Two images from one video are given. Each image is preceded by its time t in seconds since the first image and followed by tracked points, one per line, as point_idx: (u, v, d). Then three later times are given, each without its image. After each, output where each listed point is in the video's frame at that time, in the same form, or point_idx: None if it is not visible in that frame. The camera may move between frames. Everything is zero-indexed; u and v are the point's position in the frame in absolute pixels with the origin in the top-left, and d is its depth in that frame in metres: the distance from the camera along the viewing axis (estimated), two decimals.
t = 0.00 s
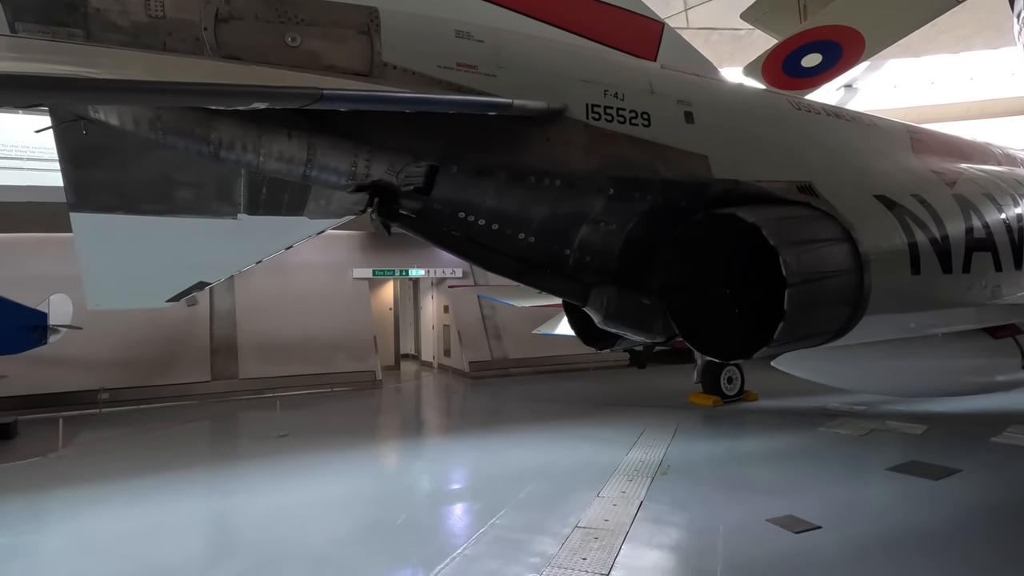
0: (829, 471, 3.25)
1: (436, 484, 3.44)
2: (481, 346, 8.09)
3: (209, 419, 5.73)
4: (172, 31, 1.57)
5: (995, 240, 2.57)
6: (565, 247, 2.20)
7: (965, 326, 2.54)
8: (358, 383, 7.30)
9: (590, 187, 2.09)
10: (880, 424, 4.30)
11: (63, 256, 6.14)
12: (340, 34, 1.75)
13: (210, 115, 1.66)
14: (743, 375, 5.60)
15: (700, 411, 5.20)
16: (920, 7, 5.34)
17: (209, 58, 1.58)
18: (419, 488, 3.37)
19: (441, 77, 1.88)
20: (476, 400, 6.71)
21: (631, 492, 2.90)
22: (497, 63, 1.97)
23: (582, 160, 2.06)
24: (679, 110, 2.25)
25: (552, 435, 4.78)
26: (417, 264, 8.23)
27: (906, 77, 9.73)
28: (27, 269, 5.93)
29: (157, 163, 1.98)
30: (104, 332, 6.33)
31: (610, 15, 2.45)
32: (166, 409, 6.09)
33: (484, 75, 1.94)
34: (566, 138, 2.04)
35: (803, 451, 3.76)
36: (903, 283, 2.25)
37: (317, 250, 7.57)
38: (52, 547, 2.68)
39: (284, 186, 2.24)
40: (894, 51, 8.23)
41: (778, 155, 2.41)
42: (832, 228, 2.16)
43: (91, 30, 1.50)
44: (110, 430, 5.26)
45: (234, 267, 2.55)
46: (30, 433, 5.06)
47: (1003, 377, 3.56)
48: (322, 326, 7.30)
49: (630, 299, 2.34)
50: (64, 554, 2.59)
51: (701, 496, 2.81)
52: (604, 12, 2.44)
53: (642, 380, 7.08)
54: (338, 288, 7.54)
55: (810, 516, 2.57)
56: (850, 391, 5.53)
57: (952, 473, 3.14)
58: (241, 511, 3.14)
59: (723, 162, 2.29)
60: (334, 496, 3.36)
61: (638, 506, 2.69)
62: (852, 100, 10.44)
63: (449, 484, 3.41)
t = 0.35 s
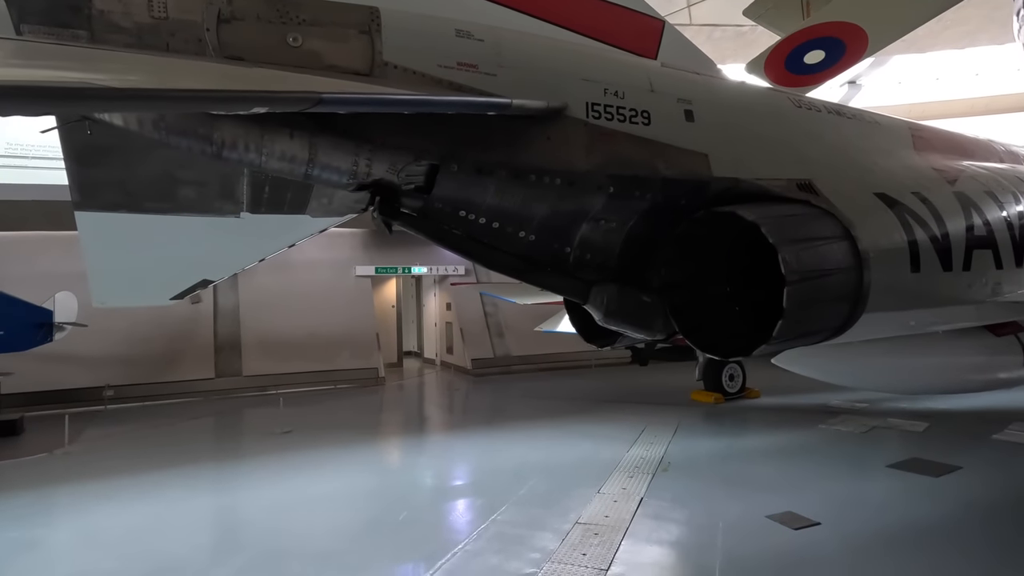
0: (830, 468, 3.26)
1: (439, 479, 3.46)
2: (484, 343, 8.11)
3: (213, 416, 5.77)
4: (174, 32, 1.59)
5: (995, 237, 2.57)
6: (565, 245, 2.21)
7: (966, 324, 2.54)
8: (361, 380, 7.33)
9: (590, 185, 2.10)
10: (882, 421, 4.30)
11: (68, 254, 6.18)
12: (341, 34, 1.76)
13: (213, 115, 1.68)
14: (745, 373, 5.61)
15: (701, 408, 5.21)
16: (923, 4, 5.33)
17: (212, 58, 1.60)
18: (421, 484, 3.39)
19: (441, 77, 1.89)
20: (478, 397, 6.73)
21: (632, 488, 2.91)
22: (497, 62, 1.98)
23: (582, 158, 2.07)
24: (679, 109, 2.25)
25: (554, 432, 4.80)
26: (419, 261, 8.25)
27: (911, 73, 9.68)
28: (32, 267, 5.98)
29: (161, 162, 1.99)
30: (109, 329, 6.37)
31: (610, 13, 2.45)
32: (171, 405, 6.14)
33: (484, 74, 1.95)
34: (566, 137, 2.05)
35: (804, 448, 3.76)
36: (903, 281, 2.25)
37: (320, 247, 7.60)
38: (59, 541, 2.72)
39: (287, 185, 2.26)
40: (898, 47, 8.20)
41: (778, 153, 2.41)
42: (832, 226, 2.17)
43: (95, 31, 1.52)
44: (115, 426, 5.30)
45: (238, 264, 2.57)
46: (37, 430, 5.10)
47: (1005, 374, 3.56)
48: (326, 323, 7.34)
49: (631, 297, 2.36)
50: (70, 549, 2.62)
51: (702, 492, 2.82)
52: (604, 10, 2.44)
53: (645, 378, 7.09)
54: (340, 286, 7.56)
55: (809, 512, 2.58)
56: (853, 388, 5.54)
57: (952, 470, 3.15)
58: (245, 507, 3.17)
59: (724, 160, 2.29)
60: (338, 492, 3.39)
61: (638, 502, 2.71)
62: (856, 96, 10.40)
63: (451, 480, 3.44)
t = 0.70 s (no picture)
0: (820, 463, 3.30)
1: (436, 474, 3.51)
2: (482, 340, 8.15)
3: (212, 412, 5.82)
4: (170, 36, 1.62)
5: (981, 236, 2.61)
6: (556, 243, 2.25)
7: (952, 320, 2.58)
8: (359, 377, 7.37)
9: (580, 185, 2.14)
10: (874, 418, 4.35)
11: (67, 251, 6.22)
12: (334, 37, 1.79)
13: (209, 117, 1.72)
14: (740, 370, 5.65)
15: (696, 404, 5.25)
16: (919, 2, 5.35)
17: (207, 62, 1.64)
18: (417, 479, 3.44)
19: (433, 79, 1.93)
20: (475, 394, 6.78)
21: (624, 482, 2.96)
22: (488, 64, 2.01)
23: (571, 158, 2.10)
24: (669, 109, 2.29)
25: (550, 428, 4.84)
26: (418, 259, 8.29)
27: (909, 71, 9.70)
28: (32, 264, 6.02)
29: (158, 162, 2.02)
30: (108, 326, 6.41)
31: (601, 14, 2.49)
32: (170, 401, 6.19)
33: (476, 76, 1.99)
34: (556, 137, 2.08)
35: (795, 444, 3.80)
36: (888, 279, 2.29)
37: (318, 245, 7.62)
38: (61, 534, 2.77)
39: (283, 184, 2.31)
40: (896, 44, 8.21)
41: (766, 153, 2.45)
42: (818, 225, 2.21)
43: (94, 36, 1.56)
44: (115, 422, 5.35)
45: (236, 261, 2.62)
46: (37, 426, 5.15)
47: (994, 371, 3.60)
48: (324, 320, 7.38)
49: (621, 294, 2.41)
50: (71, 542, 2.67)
51: (693, 486, 2.87)
52: (595, 12, 2.48)
53: (641, 374, 7.13)
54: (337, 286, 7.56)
55: (797, 506, 2.63)
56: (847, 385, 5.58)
57: (940, 465, 3.19)
58: (244, 500, 3.21)
59: (712, 160, 2.33)
60: (336, 486, 3.44)
61: (629, 496, 2.75)
62: (855, 94, 10.40)
63: (449, 475, 3.48)
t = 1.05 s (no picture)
0: (802, 458, 3.38)
1: (429, 469, 3.58)
2: (477, 338, 8.22)
3: (209, 408, 5.88)
4: (163, 44, 1.68)
5: (955, 236, 2.68)
6: (540, 243, 2.32)
7: (926, 319, 2.66)
8: (355, 374, 7.44)
9: (562, 187, 2.21)
10: (859, 414, 4.42)
11: (65, 249, 6.28)
12: (322, 45, 1.85)
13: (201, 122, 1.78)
14: (730, 367, 5.72)
15: (686, 401, 5.33)
16: (909, 4, 5.40)
17: (199, 69, 1.70)
18: (409, 473, 3.51)
19: (419, 85, 1.99)
20: (470, 391, 6.85)
21: (609, 476, 3.04)
22: (473, 70, 2.07)
23: (554, 161, 2.17)
24: (650, 113, 2.35)
25: (542, 424, 4.91)
26: (413, 257, 8.35)
27: (904, 70, 9.74)
28: (30, 262, 6.08)
29: (155, 164, 2.10)
30: (106, 323, 6.47)
31: (585, 20, 2.55)
32: (167, 398, 6.25)
33: (460, 82, 2.05)
34: (539, 141, 2.15)
35: (781, 439, 3.88)
36: (861, 278, 2.36)
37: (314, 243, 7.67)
38: (60, 526, 2.84)
39: (275, 186, 2.44)
40: (889, 44, 8.26)
41: (745, 155, 2.51)
42: (794, 226, 2.28)
43: (88, 44, 1.62)
44: (112, 418, 5.42)
45: (230, 260, 2.68)
46: (35, 421, 5.22)
47: (974, 368, 3.68)
48: (320, 318, 7.44)
49: (605, 293, 2.47)
50: (70, 533, 2.75)
51: (677, 480, 2.94)
52: (580, 18, 2.54)
53: (635, 371, 7.21)
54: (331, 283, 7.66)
55: (775, 499, 2.70)
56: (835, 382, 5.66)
57: (919, 460, 3.26)
58: (239, 494, 3.28)
59: (692, 162, 2.40)
60: (330, 480, 3.51)
61: (614, 489, 2.83)
62: (850, 93, 10.45)
63: (442, 469, 3.55)
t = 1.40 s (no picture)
0: (779, 451, 3.49)
1: (422, 461, 3.69)
2: (470, 335, 8.32)
3: (204, 404, 5.98)
4: (155, 55, 1.77)
5: (921, 237, 2.79)
6: (520, 244, 2.41)
7: (893, 317, 2.77)
8: (349, 370, 7.54)
9: (539, 190, 2.30)
10: (839, 409, 4.54)
11: (61, 246, 6.36)
12: (307, 54, 1.94)
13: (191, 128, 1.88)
14: (717, 363, 5.82)
15: (673, 396, 5.44)
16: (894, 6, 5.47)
17: (189, 79, 1.79)
18: (398, 466, 3.62)
19: (401, 92, 2.08)
20: (462, 387, 6.95)
21: (590, 468, 3.14)
22: (453, 78, 2.16)
23: (531, 165, 2.26)
24: (626, 118, 2.44)
25: (531, 419, 5.02)
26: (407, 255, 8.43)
27: (896, 70, 9.81)
28: (27, 259, 6.16)
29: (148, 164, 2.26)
30: (102, 320, 6.55)
31: (564, 27, 2.64)
32: (163, 394, 6.34)
33: (441, 89, 2.14)
34: (516, 146, 2.24)
35: (760, 434, 3.99)
36: (827, 277, 2.47)
37: (305, 240, 7.67)
38: (57, 514, 2.94)
39: (263, 188, 2.59)
40: (879, 44, 8.34)
41: (719, 158, 2.61)
42: (762, 228, 2.38)
43: (83, 55, 1.71)
44: (109, 413, 5.51)
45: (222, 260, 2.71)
46: (33, 416, 5.31)
47: (948, 365, 3.78)
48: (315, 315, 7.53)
49: (584, 291, 2.57)
50: (68, 521, 2.85)
51: (656, 472, 3.05)
52: (559, 25, 2.63)
53: (626, 368, 7.31)
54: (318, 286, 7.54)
55: (747, 490, 2.81)
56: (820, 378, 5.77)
57: (890, 453, 3.38)
58: (231, 485, 3.38)
59: (666, 165, 2.49)
60: (322, 472, 3.61)
61: (593, 481, 2.93)
62: (842, 92, 10.53)
63: (436, 461, 3.67)
